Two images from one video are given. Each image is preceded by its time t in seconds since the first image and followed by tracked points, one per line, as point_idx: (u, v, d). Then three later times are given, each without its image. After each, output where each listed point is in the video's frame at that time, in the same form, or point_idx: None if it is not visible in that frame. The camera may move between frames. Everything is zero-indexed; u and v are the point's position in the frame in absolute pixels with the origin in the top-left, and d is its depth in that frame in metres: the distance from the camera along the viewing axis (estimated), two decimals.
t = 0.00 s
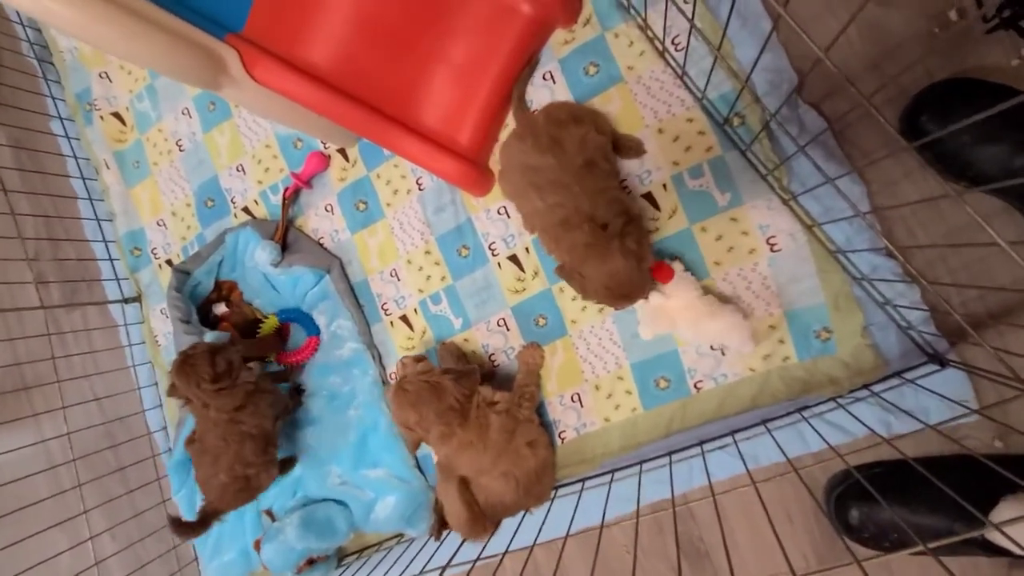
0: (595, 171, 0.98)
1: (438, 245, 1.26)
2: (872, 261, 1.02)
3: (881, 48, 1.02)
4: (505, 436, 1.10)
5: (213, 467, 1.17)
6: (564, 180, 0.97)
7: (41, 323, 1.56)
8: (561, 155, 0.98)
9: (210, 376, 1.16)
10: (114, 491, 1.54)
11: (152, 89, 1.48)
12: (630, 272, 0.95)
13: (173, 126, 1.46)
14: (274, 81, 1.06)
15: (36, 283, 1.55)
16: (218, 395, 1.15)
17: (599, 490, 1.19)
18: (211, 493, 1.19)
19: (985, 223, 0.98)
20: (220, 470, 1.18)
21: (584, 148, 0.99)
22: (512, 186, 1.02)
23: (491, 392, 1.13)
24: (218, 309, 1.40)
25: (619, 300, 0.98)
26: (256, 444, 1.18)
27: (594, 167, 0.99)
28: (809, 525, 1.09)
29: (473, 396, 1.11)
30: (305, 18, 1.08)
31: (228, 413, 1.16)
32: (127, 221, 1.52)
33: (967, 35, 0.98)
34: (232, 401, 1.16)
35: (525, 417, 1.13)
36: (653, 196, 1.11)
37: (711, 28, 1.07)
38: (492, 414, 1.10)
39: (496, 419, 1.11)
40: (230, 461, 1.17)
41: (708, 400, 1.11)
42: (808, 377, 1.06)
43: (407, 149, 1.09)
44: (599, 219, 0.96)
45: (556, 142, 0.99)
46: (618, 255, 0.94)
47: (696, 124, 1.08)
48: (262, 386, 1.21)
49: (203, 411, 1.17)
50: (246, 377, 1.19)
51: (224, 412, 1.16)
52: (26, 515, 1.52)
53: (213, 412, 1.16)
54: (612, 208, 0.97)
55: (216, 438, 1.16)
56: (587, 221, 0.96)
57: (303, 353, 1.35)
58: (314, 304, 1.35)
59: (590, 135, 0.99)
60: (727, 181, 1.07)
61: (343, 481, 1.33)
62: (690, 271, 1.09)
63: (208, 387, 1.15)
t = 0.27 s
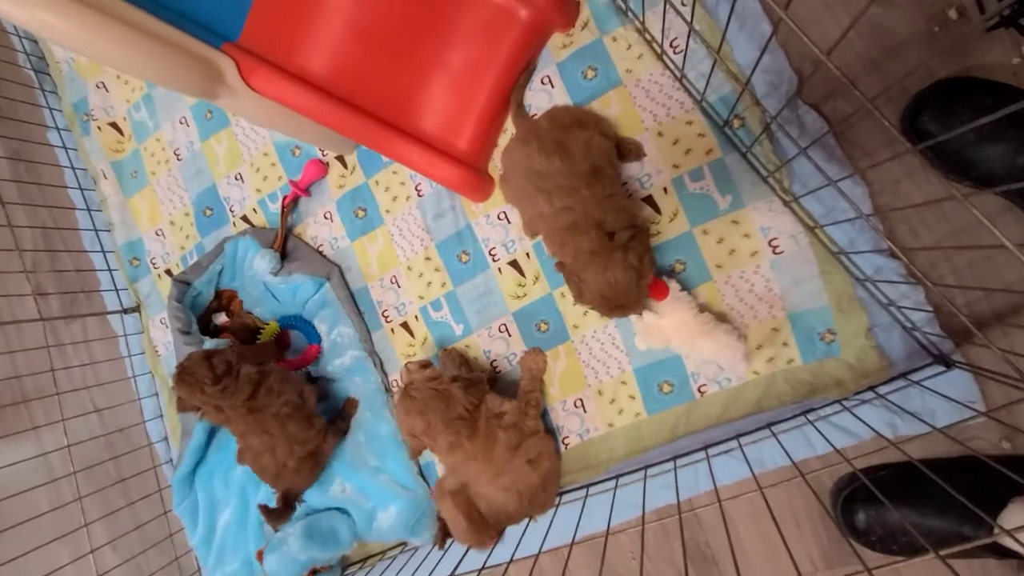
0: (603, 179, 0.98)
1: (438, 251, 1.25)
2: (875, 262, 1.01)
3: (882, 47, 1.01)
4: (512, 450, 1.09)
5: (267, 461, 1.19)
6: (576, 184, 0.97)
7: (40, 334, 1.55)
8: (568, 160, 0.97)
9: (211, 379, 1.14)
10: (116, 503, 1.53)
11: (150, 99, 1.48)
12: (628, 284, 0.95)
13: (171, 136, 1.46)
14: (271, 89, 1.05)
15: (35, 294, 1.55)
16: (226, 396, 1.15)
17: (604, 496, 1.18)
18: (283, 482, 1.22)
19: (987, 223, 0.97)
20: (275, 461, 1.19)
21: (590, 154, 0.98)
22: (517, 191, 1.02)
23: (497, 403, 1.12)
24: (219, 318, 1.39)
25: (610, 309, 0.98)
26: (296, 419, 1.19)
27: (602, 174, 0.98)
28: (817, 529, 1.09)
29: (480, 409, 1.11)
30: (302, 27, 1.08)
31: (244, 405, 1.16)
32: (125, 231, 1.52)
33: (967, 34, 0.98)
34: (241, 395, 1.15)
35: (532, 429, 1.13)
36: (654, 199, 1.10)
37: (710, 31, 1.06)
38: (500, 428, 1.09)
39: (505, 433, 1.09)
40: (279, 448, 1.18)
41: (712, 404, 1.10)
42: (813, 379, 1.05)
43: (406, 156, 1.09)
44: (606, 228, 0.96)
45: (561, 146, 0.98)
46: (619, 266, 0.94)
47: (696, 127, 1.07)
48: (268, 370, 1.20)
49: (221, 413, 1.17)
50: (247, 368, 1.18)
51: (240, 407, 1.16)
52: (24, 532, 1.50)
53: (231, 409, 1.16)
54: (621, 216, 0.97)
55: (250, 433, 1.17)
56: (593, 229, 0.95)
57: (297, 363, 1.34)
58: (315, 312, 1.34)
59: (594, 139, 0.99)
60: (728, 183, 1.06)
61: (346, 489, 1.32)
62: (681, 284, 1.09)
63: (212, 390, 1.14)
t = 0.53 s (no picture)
0: (604, 183, 0.98)
1: (439, 254, 1.25)
2: (875, 265, 1.01)
3: (880, 51, 1.01)
4: (518, 450, 1.09)
5: (281, 452, 1.17)
6: (575, 194, 0.96)
7: (39, 338, 1.56)
8: (573, 167, 0.97)
9: (222, 367, 1.14)
10: (116, 507, 1.53)
11: (150, 102, 1.48)
12: (593, 302, 0.97)
13: (171, 139, 1.46)
14: (271, 93, 1.05)
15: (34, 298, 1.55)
16: (237, 383, 1.14)
17: (605, 499, 1.18)
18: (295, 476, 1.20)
19: (987, 226, 0.97)
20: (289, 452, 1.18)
21: (594, 159, 0.98)
22: (518, 194, 1.01)
23: (500, 405, 1.12)
24: (220, 322, 1.39)
25: (576, 318, 1.00)
26: (310, 410, 1.17)
27: (604, 180, 0.98)
28: (818, 532, 1.09)
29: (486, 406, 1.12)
30: (301, 29, 1.07)
31: (256, 393, 1.14)
32: (124, 234, 1.52)
33: (966, 37, 0.98)
34: (253, 382, 1.14)
35: (536, 428, 1.13)
36: (654, 203, 1.10)
37: (709, 34, 1.06)
38: (503, 429, 1.10)
39: (508, 433, 1.10)
40: (293, 438, 1.17)
41: (712, 407, 1.10)
42: (813, 382, 1.05)
43: (406, 160, 1.09)
44: (590, 251, 0.97)
45: (568, 154, 0.97)
46: (587, 286, 0.96)
47: (695, 130, 1.08)
48: (279, 359, 1.19)
49: (234, 404, 1.15)
50: (257, 355, 1.17)
51: (252, 397, 1.15)
52: (23, 537, 1.52)
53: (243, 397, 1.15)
54: (620, 227, 0.98)
55: (263, 425, 1.16)
56: (577, 250, 0.96)
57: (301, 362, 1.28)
58: (316, 315, 1.34)
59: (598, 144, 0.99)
60: (727, 187, 1.07)
61: (346, 493, 1.32)
62: (659, 292, 1.10)
63: (223, 376, 1.14)
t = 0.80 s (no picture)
0: (607, 188, 0.98)
1: (440, 257, 1.25)
2: (879, 272, 1.01)
3: (886, 57, 1.01)
4: (514, 462, 1.08)
5: (279, 441, 1.14)
6: (577, 206, 0.96)
7: (39, 339, 1.55)
8: (574, 176, 0.97)
9: (223, 351, 1.14)
10: (115, 509, 1.52)
11: (151, 103, 1.47)
12: (589, 311, 0.97)
13: (172, 140, 1.45)
14: (273, 95, 1.05)
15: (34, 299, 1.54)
16: (238, 366, 1.14)
17: (606, 506, 1.17)
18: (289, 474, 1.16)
19: (992, 234, 0.97)
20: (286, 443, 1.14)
21: (598, 171, 0.98)
22: (521, 202, 1.01)
23: (501, 411, 1.11)
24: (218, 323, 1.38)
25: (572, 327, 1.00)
26: (311, 401, 1.16)
27: (607, 193, 0.98)
28: (821, 540, 1.08)
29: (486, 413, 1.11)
30: (304, 31, 1.07)
31: (257, 378, 1.13)
32: (124, 235, 1.51)
33: (972, 43, 0.97)
34: (254, 366, 1.14)
35: (537, 439, 1.11)
36: (657, 208, 1.10)
37: (714, 39, 1.05)
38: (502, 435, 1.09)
39: (507, 441, 1.09)
40: (291, 425, 1.14)
41: (715, 413, 1.10)
42: (817, 390, 1.04)
43: (408, 163, 1.08)
44: (585, 265, 0.98)
45: (568, 161, 0.98)
46: (583, 295, 0.96)
47: (699, 135, 1.07)
48: (280, 347, 1.18)
49: (235, 390, 1.14)
50: (257, 340, 1.17)
51: (253, 382, 1.14)
52: (20, 539, 1.51)
53: (244, 382, 1.13)
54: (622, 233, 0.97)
55: (262, 412, 1.13)
56: (573, 263, 0.97)
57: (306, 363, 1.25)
58: (316, 318, 1.34)
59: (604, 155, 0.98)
60: (731, 192, 1.06)
61: (346, 497, 1.31)
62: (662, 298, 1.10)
63: (225, 359, 1.14)
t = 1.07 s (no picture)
0: (614, 190, 0.98)
1: (444, 254, 1.26)
2: (880, 285, 1.01)
3: (895, 73, 1.02)
4: (507, 451, 1.09)
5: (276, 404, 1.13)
6: (596, 206, 0.97)
7: (41, 321, 1.54)
8: (594, 178, 0.97)
9: (229, 314, 1.15)
10: (111, 492, 1.52)
11: (162, 90, 1.48)
12: (620, 314, 0.98)
13: (181, 128, 1.46)
14: (285, 87, 1.06)
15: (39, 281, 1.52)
16: (245, 330, 1.14)
17: (601, 508, 1.18)
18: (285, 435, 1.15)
19: (994, 253, 0.97)
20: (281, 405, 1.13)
21: (615, 170, 0.99)
22: (536, 204, 1.02)
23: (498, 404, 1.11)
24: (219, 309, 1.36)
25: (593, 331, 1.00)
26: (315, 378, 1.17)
27: (615, 189, 0.98)
28: (813, 550, 1.09)
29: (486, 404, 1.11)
30: (320, 25, 1.08)
31: (263, 342, 1.15)
32: (131, 221, 1.52)
33: (981, 62, 0.98)
34: (259, 329, 1.15)
35: (530, 433, 1.12)
36: (663, 214, 1.10)
37: (725, 48, 1.06)
38: (495, 427, 1.09)
39: (500, 432, 1.09)
40: (290, 388, 1.14)
41: (712, 420, 1.10)
42: (814, 400, 1.05)
43: (416, 159, 1.09)
44: (617, 267, 0.99)
45: (587, 163, 0.98)
46: (616, 298, 0.97)
47: (707, 143, 1.08)
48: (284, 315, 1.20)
49: (240, 355, 1.15)
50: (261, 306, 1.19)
51: (258, 346, 1.15)
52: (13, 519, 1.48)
53: (250, 347, 1.14)
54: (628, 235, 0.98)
55: (263, 376, 1.13)
56: (606, 266, 0.98)
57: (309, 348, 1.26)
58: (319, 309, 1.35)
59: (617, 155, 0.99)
60: (736, 201, 1.07)
61: (341, 489, 1.32)
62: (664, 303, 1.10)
63: (230, 322, 1.14)
